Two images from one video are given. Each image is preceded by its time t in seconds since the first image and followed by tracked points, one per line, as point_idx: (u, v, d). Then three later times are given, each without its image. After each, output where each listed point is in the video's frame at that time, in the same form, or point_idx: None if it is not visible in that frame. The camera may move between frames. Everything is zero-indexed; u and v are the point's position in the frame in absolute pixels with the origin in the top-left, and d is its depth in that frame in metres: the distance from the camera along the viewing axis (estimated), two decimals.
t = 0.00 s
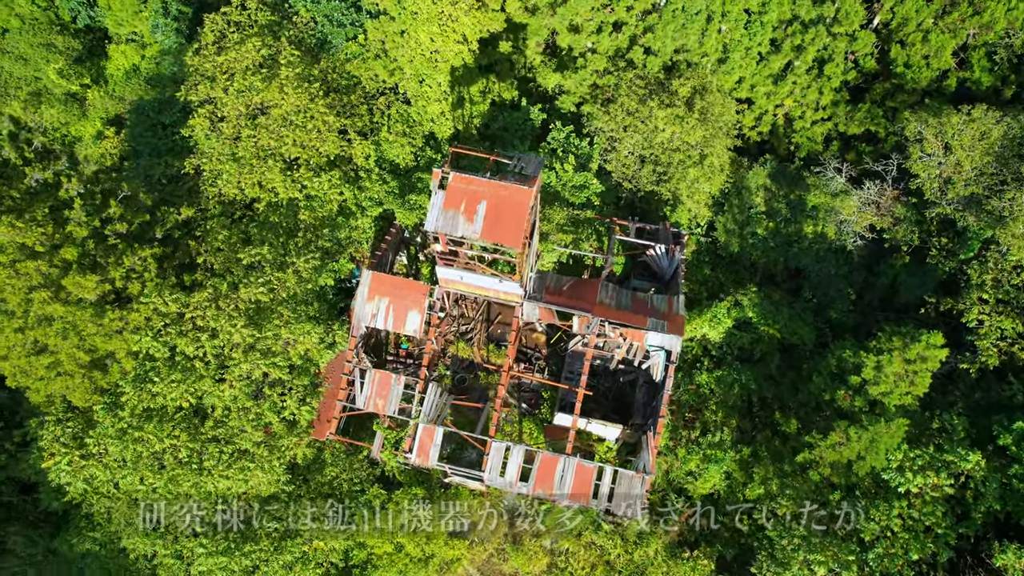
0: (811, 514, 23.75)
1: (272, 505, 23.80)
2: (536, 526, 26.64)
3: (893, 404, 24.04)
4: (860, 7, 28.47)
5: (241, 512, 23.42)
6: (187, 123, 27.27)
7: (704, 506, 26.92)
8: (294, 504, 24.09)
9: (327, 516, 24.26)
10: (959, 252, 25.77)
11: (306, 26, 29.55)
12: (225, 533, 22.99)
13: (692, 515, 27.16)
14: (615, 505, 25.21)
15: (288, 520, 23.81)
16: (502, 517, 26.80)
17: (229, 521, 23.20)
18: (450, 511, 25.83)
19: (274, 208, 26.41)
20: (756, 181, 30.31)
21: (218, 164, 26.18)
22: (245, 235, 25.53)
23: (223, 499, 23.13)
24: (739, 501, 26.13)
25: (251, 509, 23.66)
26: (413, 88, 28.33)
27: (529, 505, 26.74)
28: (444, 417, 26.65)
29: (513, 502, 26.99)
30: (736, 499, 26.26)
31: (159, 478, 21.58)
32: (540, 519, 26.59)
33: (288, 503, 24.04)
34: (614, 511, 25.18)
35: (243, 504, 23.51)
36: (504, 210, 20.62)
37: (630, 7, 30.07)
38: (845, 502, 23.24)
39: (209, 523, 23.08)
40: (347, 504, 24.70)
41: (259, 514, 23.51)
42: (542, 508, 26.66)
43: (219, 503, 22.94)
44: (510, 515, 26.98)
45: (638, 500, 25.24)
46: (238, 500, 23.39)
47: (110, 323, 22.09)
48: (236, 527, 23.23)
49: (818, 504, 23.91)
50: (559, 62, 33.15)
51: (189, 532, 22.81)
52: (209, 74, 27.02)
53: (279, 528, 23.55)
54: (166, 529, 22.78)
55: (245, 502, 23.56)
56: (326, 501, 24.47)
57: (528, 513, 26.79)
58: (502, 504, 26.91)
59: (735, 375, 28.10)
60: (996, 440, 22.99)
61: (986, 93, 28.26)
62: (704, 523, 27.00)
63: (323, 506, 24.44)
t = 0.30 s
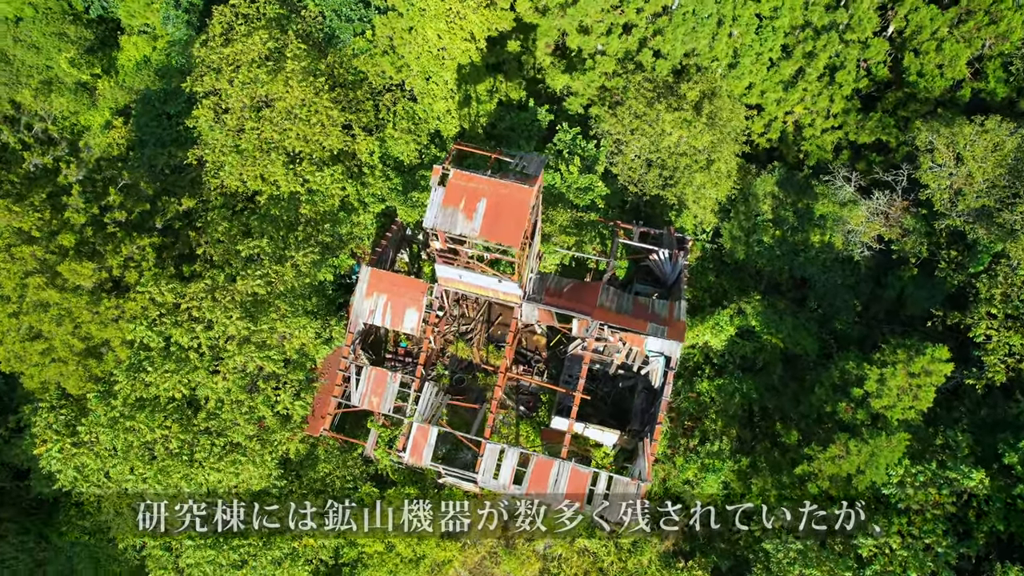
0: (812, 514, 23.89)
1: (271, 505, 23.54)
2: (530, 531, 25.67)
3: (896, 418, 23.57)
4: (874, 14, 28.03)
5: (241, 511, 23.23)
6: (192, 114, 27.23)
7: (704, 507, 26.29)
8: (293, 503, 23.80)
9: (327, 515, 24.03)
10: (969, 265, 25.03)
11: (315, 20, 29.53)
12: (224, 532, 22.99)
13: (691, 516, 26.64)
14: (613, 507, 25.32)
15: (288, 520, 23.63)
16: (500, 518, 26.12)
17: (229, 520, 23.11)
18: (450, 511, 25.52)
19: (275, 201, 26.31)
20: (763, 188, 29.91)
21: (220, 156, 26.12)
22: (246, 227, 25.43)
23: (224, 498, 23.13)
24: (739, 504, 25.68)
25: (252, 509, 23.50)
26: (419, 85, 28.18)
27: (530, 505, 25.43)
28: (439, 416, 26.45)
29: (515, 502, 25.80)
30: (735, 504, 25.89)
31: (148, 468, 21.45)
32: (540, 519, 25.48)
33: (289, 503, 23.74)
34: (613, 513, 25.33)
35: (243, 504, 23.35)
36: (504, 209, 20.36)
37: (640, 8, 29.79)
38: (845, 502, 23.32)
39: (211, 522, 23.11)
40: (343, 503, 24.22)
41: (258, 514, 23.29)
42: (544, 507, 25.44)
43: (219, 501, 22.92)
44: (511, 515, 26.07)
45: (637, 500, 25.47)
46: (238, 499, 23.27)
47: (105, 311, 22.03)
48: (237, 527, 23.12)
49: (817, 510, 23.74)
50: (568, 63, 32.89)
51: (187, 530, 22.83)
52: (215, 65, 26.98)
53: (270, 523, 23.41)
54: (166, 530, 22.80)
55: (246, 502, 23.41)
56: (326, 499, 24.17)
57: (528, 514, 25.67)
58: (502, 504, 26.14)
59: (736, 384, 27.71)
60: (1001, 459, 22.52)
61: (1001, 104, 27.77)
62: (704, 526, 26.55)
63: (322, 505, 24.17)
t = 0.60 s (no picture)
0: (812, 514, 23.64)
1: (272, 506, 23.33)
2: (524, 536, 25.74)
3: (898, 432, 23.13)
4: (888, 21, 27.54)
5: (241, 511, 23.01)
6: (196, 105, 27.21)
7: (704, 506, 25.64)
8: (292, 503, 23.51)
9: (326, 515, 23.84)
10: (979, 279, 24.73)
11: (323, 15, 29.54)
12: (224, 533, 22.77)
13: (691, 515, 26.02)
14: (613, 507, 24.55)
15: (288, 520, 23.39)
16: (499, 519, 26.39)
17: (229, 521, 22.87)
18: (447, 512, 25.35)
19: (277, 195, 26.21)
20: (771, 196, 29.70)
21: (223, 148, 26.07)
22: (246, 220, 25.34)
23: (224, 498, 22.95)
24: (739, 503, 25.06)
25: (252, 508, 23.29)
26: (425, 82, 28.04)
27: (530, 505, 24.47)
28: (434, 417, 26.20)
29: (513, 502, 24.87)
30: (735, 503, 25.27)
31: (138, 458, 21.29)
32: (539, 519, 24.77)
33: (289, 504, 23.50)
34: (612, 513, 24.60)
35: (243, 504, 23.16)
36: (503, 208, 20.11)
37: (650, 11, 29.52)
38: (846, 503, 22.97)
39: (211, 522, 22.99)
40: (343, 503, 23.98)
41: (259, 514, 23.06)
42: (544, 507, 24.49)
43: (219, 501, 22.74)
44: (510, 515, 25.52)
45: (637, 500, 24.68)
46: (237, 499, 23.09)
47: (101, 299, 21.97)
48: (237, 527, 22.88)
49: (818, 510, 23.38)
50: (577, 65, 32.65)
51: (187, 530, 22.76)
52: (221, 57, 26.98)
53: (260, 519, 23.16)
54: (166, 530, 22.72)
55: (246, 501, 23.21)
56: (326, 499, 23.93)
57: (528, 514, 24.93)
58: (501, 505, 25.27)
59: (737, 393, 27.37)
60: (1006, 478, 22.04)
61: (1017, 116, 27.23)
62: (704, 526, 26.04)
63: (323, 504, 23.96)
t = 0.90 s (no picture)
0: (812, 513, 23.62)
1: (271, 505, 23.13)
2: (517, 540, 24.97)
3: (900, 447, 22.63)
4: (902, 29, 27.05)
5: (241, 511, 22.81)
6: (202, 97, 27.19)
7: (703, 507, 25.20)
8: (293, 504, 23.35)
9: (326, 515, 23.80)
10: (988, 294, 24.18)
11: (332, 10, 29.50)
12: (224, 532, 22.63)
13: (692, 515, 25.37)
14: (612, 507, 24.17)
15: (288, 520, 23.30)
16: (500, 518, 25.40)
17: (229, 520, 22.72)
18: (440, 513, 25.19)
19: (279, 188, 26.11)
20: (778, 204, 29.21)
21: (226, 140, 26.00)
22: (247, 213, 25.24)
23: (224, 498, 22.80)
24: (739, 504, 24.75)
25: (253, 508, 23.14)
26: (432, 80, 27.88)
27: (530, 505, 24.03)
28: (429, 417, 25.95)
29: (515, 501, 24.15)
30: (735, 503, 24.97)
31: (128, 447, 21.21)
32: (540, 520, 24.17)
33: (288, 504, 23.34)
34: (611, 513, 24.17)
35: (243, 504, 22.94)
36: (503, 207, 19.87)
37: (660, 13, 29.22)
38: (845, 502, 22.84)
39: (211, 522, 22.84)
40: (343, 504, 23.89)
41: (258, 514, 22.93)
42: (544, 507, 24.06)
43: (219, 501, 22.57)
44: (510, 514, 24.72)
45: (636, 500, 24.29)
46: (237, 499, 22.86)
47: (98, 287, 21.93)
48: (237, 527, 22.72)
49: (818, 510, 23.31)
50: (586, 66, 32.39)
51: (188, 530, 22.65)
52: (228, 49, 26.95)
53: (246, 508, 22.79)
54: (166, 530, 22.67)
55: (246, 501, 22.98)
56: (326, 499, 23.86)
57: (528, 514, 24.30)
58: (502, 505, 24.55)
59: (738, 403, 26.93)
60: (1011, 498, 21.46)
61: None
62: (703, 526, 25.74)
63: (322, 504, 23.92)
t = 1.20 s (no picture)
0: (812, 514, 23.29)
1: (271, 505, 22.87)
2: (510, 544, 24.65)
3: (901, 462, 22.18)
4: (916, 37, 26.57)
5: (241, 511, 22.57)
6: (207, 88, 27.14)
7: (703, 507, 25.01)
8: (293, 504, 23.11)
9: (327, 515, 23.55)
10: (997, 309, 23.69)
11: (340, 5, 29.43)
12: (225, 533, 22.36)
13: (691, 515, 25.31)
14: (612, 507, 24.20)
15: (288, 520, 23.06)
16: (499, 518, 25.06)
17: (229, 521, 22.45)
18: (439, 513, 24.65)
19: (281, 182, 26.03)
20: (786, 212, 28.93)
21: (229, 132, 25.93)
22: (248, 205, 25.13)
23: (224, 498, 22.57)
24: (739, 504, 24.51)
25: (253, 508, 22.91)
26: (439, 77, 27.66)
27: (530, 505, 23.82)
28: (424, 416, 25.72)
29: (516, 501, 23.90)
30: (735, 503, 24.79)
31: (119, 436, 21.11)
32: (540, 520, 23.92)
33: (288, 504, 23.07)
34: (612, 513, 24.21)
35: (243, 504, 22.72)
36: (502, 205, 19.63)
37: (670, 15, 28.89)
38: (845, 503, 22.45)
39: (211, 522, 22.56)
40: (344, 504, 23.65)
41: (258, 514, 22.65)
42: (544, 507, 23.86)
43: (220, 501, 22.34)
44: (510, 514, 24.41)
45: (636, 500, 24.29)
46: (238, 499, 22.65)
47: (96, 274, 21.89)
48: (237, 527, 22.48)
49: (817, 510, 23.01)
50: (595, 68, 32.07)
51: (187, 530, 22.38)
52: (235, 41, 26.90)
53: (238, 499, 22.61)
54: (166, 530, 22.48)
55: (246, 501, 22.76)
56: (326, 499, 23.62)
57: (528, 514, 24.06)
58: (502, 505, 24.24)
59: (739, 412, 26.50)
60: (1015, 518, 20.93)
61: None
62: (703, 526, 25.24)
63: (323, 504, 23.68)
